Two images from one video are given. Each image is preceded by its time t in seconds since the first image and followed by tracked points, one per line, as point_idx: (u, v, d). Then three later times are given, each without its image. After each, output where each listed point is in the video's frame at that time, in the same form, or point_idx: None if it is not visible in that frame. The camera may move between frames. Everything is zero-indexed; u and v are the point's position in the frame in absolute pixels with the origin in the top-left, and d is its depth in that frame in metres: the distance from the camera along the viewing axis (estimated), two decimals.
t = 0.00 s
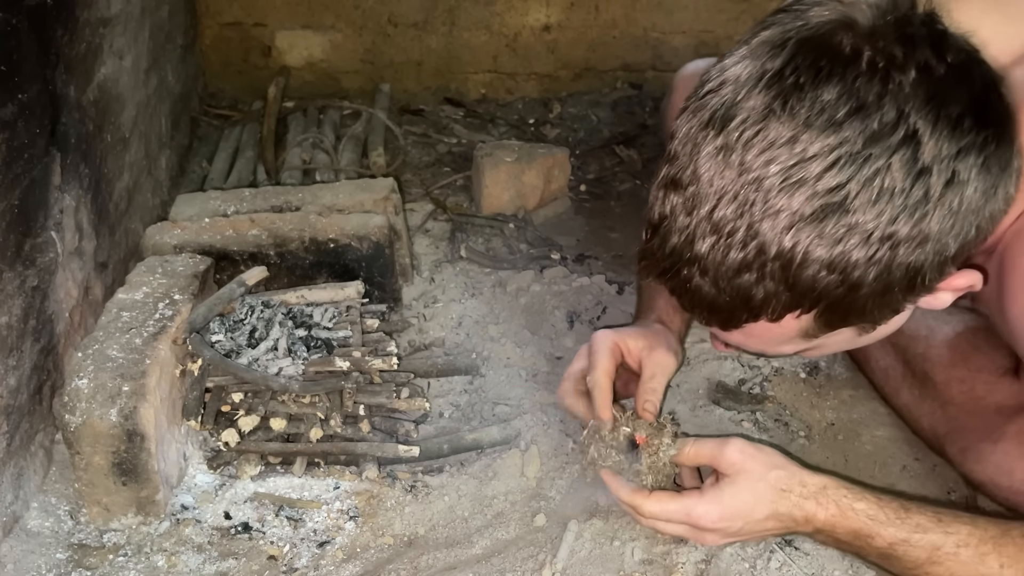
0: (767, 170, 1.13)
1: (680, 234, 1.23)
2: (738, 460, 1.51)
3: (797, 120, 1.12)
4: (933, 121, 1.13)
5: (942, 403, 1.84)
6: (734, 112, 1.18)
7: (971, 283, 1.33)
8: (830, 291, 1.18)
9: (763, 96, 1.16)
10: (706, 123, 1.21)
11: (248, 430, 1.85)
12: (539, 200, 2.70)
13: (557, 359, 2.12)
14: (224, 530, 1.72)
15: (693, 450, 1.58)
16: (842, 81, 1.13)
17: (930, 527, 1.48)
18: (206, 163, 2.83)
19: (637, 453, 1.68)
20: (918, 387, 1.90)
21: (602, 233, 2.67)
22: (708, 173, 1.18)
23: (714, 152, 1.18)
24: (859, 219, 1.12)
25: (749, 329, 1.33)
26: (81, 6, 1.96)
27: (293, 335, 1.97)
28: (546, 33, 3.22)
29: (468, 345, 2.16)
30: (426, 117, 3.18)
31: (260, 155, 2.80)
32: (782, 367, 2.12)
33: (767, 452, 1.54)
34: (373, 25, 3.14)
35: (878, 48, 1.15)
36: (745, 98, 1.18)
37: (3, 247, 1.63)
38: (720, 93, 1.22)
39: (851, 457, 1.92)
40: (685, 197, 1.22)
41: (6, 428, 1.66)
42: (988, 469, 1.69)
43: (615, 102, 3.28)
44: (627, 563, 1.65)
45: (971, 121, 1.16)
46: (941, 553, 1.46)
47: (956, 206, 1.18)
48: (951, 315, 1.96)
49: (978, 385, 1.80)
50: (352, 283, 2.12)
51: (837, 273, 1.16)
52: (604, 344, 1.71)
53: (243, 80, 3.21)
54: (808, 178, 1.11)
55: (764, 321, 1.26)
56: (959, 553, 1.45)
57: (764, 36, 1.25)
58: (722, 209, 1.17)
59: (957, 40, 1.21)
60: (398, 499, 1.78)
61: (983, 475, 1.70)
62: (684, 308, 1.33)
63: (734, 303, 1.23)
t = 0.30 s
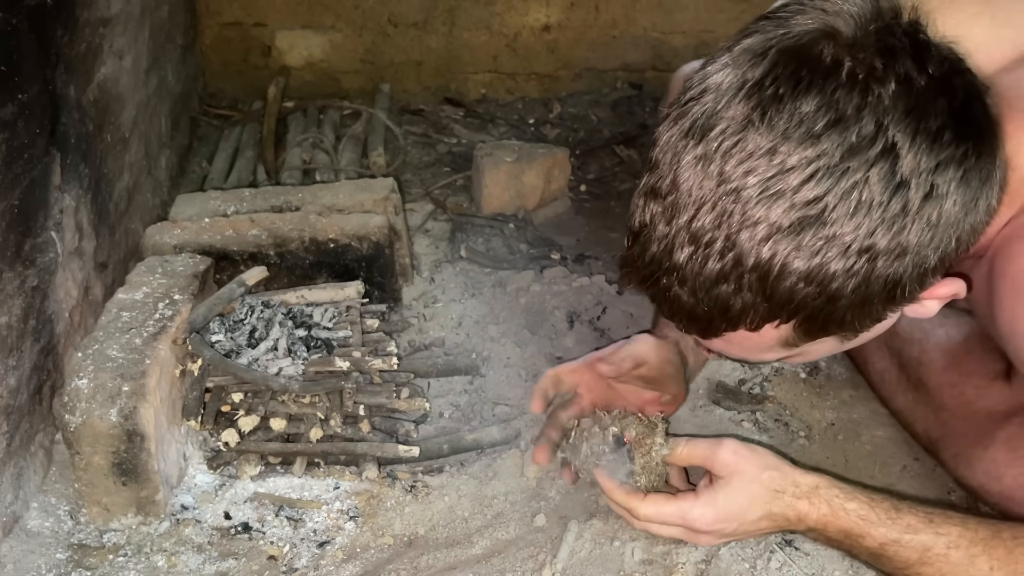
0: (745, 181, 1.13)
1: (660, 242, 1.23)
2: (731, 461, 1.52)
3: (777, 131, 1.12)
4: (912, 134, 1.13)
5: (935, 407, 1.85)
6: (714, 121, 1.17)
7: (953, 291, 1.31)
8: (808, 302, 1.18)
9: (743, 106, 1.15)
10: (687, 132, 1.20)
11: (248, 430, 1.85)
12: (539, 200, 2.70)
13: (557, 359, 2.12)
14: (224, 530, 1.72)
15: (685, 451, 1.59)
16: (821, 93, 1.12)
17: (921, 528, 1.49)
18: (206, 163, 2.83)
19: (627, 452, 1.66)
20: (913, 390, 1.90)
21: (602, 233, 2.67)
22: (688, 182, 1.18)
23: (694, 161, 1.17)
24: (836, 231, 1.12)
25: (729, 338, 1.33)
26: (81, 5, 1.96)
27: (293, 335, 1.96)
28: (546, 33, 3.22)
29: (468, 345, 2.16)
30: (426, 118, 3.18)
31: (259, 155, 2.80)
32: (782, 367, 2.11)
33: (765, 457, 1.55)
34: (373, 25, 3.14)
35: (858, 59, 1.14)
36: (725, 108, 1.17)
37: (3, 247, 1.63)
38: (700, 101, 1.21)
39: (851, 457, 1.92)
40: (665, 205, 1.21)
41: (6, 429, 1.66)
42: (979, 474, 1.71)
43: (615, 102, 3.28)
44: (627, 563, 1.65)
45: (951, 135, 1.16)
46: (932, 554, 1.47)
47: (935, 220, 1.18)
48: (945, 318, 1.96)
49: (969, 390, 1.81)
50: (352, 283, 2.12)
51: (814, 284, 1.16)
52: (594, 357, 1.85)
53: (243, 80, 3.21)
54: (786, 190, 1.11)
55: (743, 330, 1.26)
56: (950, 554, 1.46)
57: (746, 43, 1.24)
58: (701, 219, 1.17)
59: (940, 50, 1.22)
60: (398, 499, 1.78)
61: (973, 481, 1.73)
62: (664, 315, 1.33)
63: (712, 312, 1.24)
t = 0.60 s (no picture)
0: (756, 168, 1.12)
1: (668, 230, 1.22)
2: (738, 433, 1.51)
3: (788, 118, 1.12)
4: (925, 124, 1.12)
5: (937, 406, 1.85)
6: (725, 109, 1.17)
7: (962, 284, 1.32)
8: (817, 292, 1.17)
9: (755, 94, 1.15)
10: (698, 119, 1.20)
11: (248, 430, 1.85)
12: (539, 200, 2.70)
13: (557, 359, 2.12)
14: (224, 530, 1.72)
15: (689, 429, 1.55)
16: (833, 81, 1.12)
17: (919, 506, 1.52)
18: (206, 163, 2.83)
19: (635, 431, 1.67)
20: (915, 388, 1.91)
21: (602, 233, 2.67)
22: (699, 169, 1.17)
23: (705, 148, 1.17)
24: (847, 220, 1.12)
25: (736, 327, 1.33)
26: (80, 6, 1.95)
27: (293, 335, 1.96)
28: (546, 33, 3.22)
29: (468, 345, 2.16)
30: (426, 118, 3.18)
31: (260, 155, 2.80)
32: (782, 367, 2.12)
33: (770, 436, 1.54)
34: (373, 25, 3.14)
35: (872, 48, 1.14)
36: (736, 95, 1.17)
37: (3, 247, 1.63)
38: (712, 89, 1.21)
39: (851, 457, 1.92)
40: (674, 192, 1.21)
41: (6, 429, 1.66)
42: (981, 473, 1.69)
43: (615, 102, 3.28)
44: (628, 563, 1.65)
45: (963, 125, 1.16)
46: (930, 534, 1.50)
47: (945, 210, 1.17)
48: (947, 317, 1.95)
49: (970, 389, 1.80)
50: (352, 283, 2.12)
51: (823, 273, 1.15)
52: (631, 356, 1.72)
53: (243, 80, 3.21)
54: (796, 177, 1.11)
55: (751, 318, 1.26)
56: (948, 534, 1.49)
57: (760, 32, 1.24)
58: (710, 206, 1.16)
59: (953, 42, 1.22)
60: (398, 499, 1.78)
61: (976, 479, 1.71)
62: (671, 303, 1.33)
63: (720, 300, 1.23)
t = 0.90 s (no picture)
0: (760, 154, 1.12)
1: (672, 216, 1.22)
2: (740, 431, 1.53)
3: (793, 104, 1.12)
4: (930, 110, 1.13)
5: (939, 404, 1.84)
6: (730, 94, 1.17)
7: (965, 273, 1.31)
8: (820, 278, 1.18)
9: (760, 79, 1.15)
10: (703, 105, 1.19)
11: (248, 430, 1.85)
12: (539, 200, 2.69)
13: (557, 359, 2.12)
14: (224, 530, 1.72)
15: (690, 429, 1.57)
16: (839, 67, 1.12)
17: (918, 504, 1.54)
18: (206, 162, 2.83)
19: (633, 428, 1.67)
20: (917, 387, 1.90)
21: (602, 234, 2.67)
22: (703, 155, 1.17)
23: (709, 134, 1.17)
24: (850, 206, 1.12)
25: (739, 314, 1.33)
26: (80, 6, 1.95)
27: (293, 335, 1.96)
28: (546, 33, 3.22)
29: (468, 345, 2.16)
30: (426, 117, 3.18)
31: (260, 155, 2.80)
32: (782, 367, 2.13)
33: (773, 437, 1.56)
34: (373, 24, 3.15)
35: (877, 34, 1.14)
36: (741, 81, 1.17)
37: (3, 247, 1.63)
38: (717, 75, 1.21)
39: (851, 457, 1.91)
40: (678, 178, 1.21)
41: (6, 429, 1.66)
42: (984, 471, 1.69)
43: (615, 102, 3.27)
44: (627, 563, 1.65)
45: (969, 111, 1.16)
46: (930, 531, 1.51)
47: (949, 197, 1.17)
48: (948, 317, 1.96)
49: (973, 387, 1.79)
50: (351, 283, 2.12)
51: (827, 259, 1.16)
52: (626, 346, 1.73)
53: (244, 80, 3.21)
54: (801, 163, 1.11)
55: (753, 305, 1.26)
56: (948, 531, 1.50)
57: (764, 18, 1.24)
58: (715, 192, 1.16)
59: (959, 29, 1.22)
60: (398, 499, 1.78)
61: (979, 477, 1.70)
62: (674, 290, 1.33)
63: (724, 287, 1.23)
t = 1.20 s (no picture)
0: (749, 146, 1.13)
1: (661, 206, 1.23)
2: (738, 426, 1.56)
3: (783, 96, 1.12)
4: (919, 103, 1.12)
5: (939, 405, 1.84)
6: (720, 85, 1.17)
7: (952, 267, 1.31)
8: (807, 269, 1.18)
9: (750, 71, 1.15)
10: (693, 95, 1.19)
11: (248, 431, 1.85)
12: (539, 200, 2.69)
13: (557, 359, 2.12)
14: (224, 530, 1.72)
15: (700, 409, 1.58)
16: (829, 58, 1.12)
17: (907, 494, 1.57)
18: (206, 162, 2.83)
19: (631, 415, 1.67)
20: (917, 388, 1.90)
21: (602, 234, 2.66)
22: (692, 146, 1.18)
23: (699, 125, 1.17)
24: (837, 199, 1.12)
25: (727, 305, 1.33)
26: (80, 6, 1.95)
27: (293, 335, 1.96)
28: (546, 33, 3.22)
29: (468, 345, 2.17)
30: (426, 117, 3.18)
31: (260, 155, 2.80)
32: (782, 367, 2.13)
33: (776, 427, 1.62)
34: (373, 25, 3.15)
35: (868, 26, 1.14)
36: (732, 72, 1.17)
37: (3, 247, 1.63)
38: (708, 66, 1.20)
39: (851, 457, 1.91)
40: (668, 169, 1.21)
41: (6, 428, 1.66)
42: (984, 472, 1.69)
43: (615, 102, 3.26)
44: (627, 563, 1.65)
45: (958, 105, 1.16)
46: (919, 520, 1.54)
47: (937, 190, 1.17)
48: (948, 316, 1.95)
49: (973, 387, 1.79)
50: (352, 283, 2.11)
51: (813, 251, 1.16)
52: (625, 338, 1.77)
53: (243, 80, 3.21)
54: (789, 155, 1.11)
55: (741, 296, 1.27)
56: (937, 522, 1.52)
57: (757, 8, 1.24)
58: (703, 183, 1.17)
59: (951, 22, 1.21)
60: (398, 499, 1.78)
61: (979, 479, 1.70)
62: (663, 280, 1.33)
63: (711, 277, 1.24)
